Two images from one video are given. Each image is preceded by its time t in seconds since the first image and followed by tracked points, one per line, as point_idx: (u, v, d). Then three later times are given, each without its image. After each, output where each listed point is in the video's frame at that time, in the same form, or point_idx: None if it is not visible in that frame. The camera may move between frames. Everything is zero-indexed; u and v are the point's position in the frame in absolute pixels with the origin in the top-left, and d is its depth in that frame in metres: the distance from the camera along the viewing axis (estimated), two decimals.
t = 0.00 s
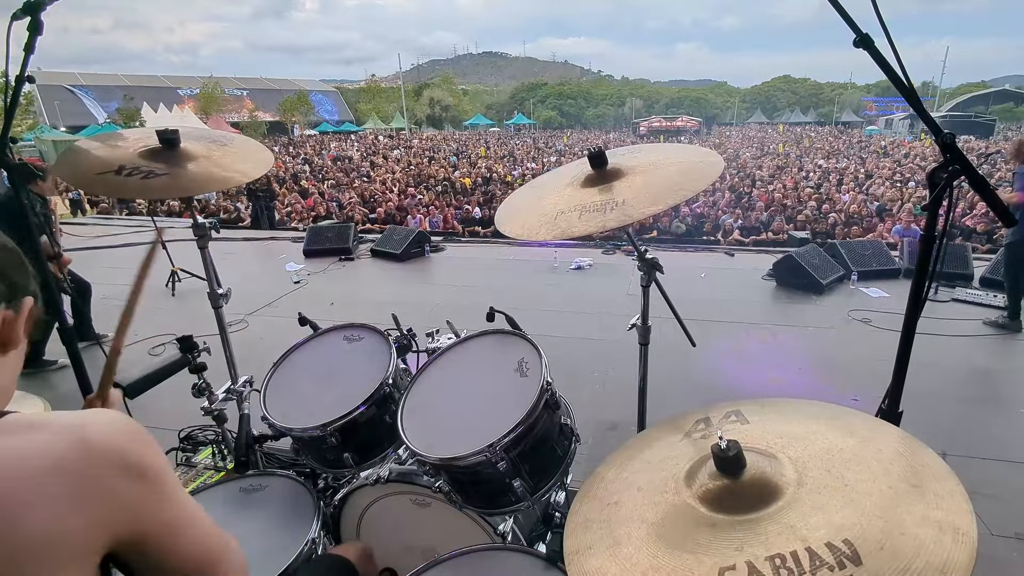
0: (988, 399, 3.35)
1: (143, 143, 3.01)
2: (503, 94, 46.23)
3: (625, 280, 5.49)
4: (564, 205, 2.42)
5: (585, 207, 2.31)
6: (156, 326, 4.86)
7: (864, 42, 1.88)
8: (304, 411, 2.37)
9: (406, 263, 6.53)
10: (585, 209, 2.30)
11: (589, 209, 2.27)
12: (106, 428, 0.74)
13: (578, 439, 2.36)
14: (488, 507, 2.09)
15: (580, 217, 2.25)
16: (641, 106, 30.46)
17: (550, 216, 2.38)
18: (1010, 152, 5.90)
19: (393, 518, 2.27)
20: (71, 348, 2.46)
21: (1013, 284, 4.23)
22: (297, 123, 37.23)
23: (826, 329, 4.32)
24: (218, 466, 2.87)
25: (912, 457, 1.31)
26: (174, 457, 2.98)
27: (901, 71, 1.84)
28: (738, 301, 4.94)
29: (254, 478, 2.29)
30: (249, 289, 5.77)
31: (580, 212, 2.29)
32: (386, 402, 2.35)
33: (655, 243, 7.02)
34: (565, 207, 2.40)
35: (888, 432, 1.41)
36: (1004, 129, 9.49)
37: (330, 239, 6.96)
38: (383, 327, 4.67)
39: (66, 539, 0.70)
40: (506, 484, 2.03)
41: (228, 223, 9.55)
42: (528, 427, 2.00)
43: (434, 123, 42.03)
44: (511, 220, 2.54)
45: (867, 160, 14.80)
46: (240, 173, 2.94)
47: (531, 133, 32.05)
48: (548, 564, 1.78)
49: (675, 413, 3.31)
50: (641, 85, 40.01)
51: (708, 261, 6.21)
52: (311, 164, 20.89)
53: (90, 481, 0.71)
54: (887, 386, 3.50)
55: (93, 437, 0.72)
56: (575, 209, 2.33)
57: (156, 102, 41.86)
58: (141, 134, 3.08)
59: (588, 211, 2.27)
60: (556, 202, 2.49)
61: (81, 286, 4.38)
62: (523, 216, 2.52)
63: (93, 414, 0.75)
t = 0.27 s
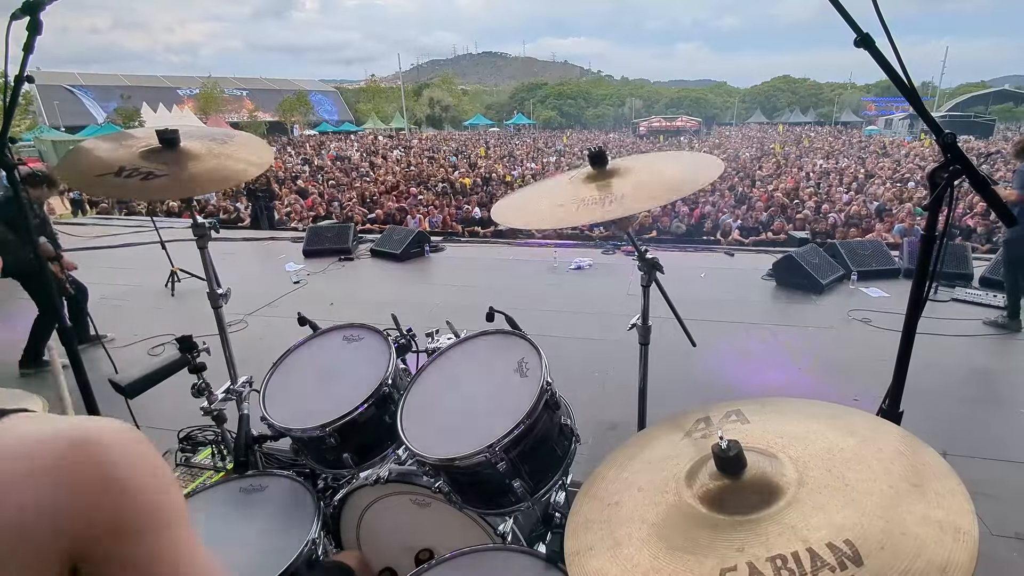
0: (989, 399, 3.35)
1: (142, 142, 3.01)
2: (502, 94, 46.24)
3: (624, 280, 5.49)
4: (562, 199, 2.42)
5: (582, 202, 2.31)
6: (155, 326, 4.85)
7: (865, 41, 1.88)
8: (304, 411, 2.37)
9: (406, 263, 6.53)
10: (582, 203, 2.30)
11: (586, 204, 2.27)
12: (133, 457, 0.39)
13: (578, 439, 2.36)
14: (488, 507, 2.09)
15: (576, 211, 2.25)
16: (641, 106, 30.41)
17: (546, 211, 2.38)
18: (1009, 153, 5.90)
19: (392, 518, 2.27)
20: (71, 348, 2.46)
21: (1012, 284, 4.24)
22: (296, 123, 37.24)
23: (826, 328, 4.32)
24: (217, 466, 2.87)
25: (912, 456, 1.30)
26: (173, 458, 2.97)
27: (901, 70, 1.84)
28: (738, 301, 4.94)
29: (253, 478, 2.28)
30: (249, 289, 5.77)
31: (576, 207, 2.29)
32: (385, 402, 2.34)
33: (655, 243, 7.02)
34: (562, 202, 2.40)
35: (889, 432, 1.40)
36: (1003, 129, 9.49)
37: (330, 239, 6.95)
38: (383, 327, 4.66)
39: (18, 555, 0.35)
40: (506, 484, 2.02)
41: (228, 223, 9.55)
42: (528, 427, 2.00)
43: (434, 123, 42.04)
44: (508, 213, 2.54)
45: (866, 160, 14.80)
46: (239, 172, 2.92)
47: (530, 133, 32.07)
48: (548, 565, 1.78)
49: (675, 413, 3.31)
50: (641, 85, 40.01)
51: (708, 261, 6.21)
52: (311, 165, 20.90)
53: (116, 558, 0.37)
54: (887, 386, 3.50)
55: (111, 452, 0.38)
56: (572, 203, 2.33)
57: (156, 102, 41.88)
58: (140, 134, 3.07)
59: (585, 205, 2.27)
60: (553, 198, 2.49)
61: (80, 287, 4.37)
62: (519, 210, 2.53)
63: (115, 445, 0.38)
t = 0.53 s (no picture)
0: (988, 399, 3.35)
1: (142, 142, 3.01)
2: (502, 94, 46.21)
3: (625, 280, 5.49)
4: (564, 206, 2.42)
5: (584, 207, 2.31)
6: (155, 326, 4.85)
7: (866, 41, 1.88)
8: (304, 411, 2.37)
9: (406, 263, 6.53)
10: (585, 210, 2.29)
11: (589, 210, 2.27)
12: (88, 436, 0.77)
13: (578, 439, 2.36)
14: (488, 507, 2.09)
15: (578, 218, 2.25)
16: (641, 106, 30.39)
17: (549, 216, 2.38)
18: (1009, 152, 5.90)
19: (392, 518, 2.27)
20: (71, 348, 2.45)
21: (1013, 284, 4.23)
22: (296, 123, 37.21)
23: (826, 328, 4.32)
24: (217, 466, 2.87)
25: (913, 456, 1.30)
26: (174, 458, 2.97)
27: (902, 70, 1.84)
28: (739, 301, 4.94)
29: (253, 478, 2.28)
30: (249, 289, 5.77)
31: (578, 214, 2.29)
32: (386, 402, 2.34)
33: (655, 243, 7.02)
34: (564, 207, 2.40)
35: (890, 432, 1.40)
36: (1003, 129, 9.49)
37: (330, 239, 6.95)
38: (383, 327, 4.66)
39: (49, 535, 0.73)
40: (506, 485, 2.02)
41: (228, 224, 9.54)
42: (529, 427, 2.00)
43: (434, 123, 42.02)
44: (511, 219, 2.54)
45: (867, 160, 14.79)
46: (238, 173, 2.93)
47: (530, 133, 32.03)
48: (549, 565, 1.78)
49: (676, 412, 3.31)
50: (641, 85, 40.00)
51: (708, 261, 6.20)
52: (310, 165, 20.88)
53: (80, 487, 0.74)
54: (887, 386, 3.50)
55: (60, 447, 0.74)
56: (575, 209, 2.33)
57: (156, 102, 41.84)
58: (141, 134, 3.08)
59: (587, 212, 2.27)
60: (555, 203, 2.49)
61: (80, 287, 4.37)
62: (522, 215, 2.53)
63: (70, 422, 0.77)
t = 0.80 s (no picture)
0: (988, 399, 3.36)
1: (142, 142, 3.01)
2: (502, 94, 46.22)
3: (624, 281, 5.49)
4: (561, 201, 2.42)
5: (580, 202, 2.32)
6: (155, 326, 4.86)
7: (865, 41, 1.88)
8: (305, 411, 2.37)
9: (406, 263, 6.53)
10: (580, 204, 2.30)
11: (584, 204, 2.28)
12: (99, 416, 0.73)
13: (578, 439, 2.36)
14: (488, 507, 2.09)
15: (574, 211, 2.26)
16: (641, 106, 30.38)
17: (545, 210, 2.39)
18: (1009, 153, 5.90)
19: (392, 517, 2.27)
20: (71, 348, 2.45)
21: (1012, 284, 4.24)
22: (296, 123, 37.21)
23: (826, 329, 4.32)
24: (217, 466, 2.87)
25: (912, 456, 1.30)
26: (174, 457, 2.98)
27: (901, 71, 1.84)
28: (738, 301, 4.94)
29: (253, 478, 2.28)
30: (249, 289, 5.77)
31: (574, 208, 2.30)
32: (386, 402, 2.34)
33: (655, 243, 7.02)
34: (560, 202, 2.41)
35: (889, 432, 1.40)
36: (1003, 129, 9.49)
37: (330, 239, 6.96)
38: (383, 327, 4.67)
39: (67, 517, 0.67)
40: (506, 484, 2.03)
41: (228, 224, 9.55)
42: (529, 427, 2.00)
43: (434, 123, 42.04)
44: (507, 213, 2.55)
45: (867, 160, 14.79)
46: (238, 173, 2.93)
47: (530, 133, 32.04)
48: (548, 565, 1.78)
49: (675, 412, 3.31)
50: (641, 85, 40.01)
51: (708, 261, 6.21)
52: (310, 165, 20.88)
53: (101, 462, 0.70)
54: (886, 386, 3.50)
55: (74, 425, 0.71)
56: (570, 204, 2.34)
57: (156, 102, 41.87)
58: (141, 134, 3.08)
59: (582, 206, 2.28)
60: (551, 198, 2.50)
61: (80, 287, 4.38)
62: (519, 210, 2.54)
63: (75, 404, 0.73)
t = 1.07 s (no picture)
0: (988, 399, 3.36)
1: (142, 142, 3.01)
2: (502, 94, 46.19)
3: (625, 281, 5.49)
4: (561, 202, 2.42)
5: (581, 204, 2.31)
6: (155, 326, 4.85)
7: (865, 42, 1.88)
8: (304, 411, 2.37)
9: (406, 264, 6.53)
10: (581, 207, 2.30)
11: (585, 206, 2.28)
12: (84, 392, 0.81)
13: (578, 439, 2.36)
14: (488, 508, 2.09)
15: (575, 214, 2.26)
16: (641, 106, 30.35)
17: (546, 212, 2.39)
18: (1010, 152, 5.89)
19: (392, 518, 2.27)
20: (71, 349, 2.45)
21: (1013, 284, 4.23)
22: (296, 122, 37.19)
23: (826, 329, 4.32)
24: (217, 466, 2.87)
25: (912, 457, 1.30)
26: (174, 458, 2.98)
27: (901, 71, 1.84)
28: (739, 301, 4.94)
29: (253, 478, 2.29)
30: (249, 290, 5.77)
31: (575, 210, 2.30)
32: (385, 402, 2.35)
33: (655, 243, 7.01)
34: (561, 204, 2.41)
35: (889, 432, 1.40)
36: (1004, 129, 9.47)
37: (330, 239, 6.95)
38: (383, 328, 4.66)
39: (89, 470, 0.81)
40: (506, 485, 2.03)
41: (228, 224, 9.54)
42: (528, 427, 2.00)
43: (434, 123, 42.02)
44: (508, 215, 2.55)
45: (868, 160, 14.77)
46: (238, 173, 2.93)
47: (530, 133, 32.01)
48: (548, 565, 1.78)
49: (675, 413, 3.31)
50: (641, 85, 39.99)
51: (709, 261, 6.20)
52: (310, 165, 20.86)
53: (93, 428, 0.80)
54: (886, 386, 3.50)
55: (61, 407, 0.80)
56: (572, 205, 2.34)
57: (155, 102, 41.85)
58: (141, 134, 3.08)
59: (583, 208, 2.28)
60: (552, 199, 2.50)
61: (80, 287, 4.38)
62: (519, 212, 2.54)
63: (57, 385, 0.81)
